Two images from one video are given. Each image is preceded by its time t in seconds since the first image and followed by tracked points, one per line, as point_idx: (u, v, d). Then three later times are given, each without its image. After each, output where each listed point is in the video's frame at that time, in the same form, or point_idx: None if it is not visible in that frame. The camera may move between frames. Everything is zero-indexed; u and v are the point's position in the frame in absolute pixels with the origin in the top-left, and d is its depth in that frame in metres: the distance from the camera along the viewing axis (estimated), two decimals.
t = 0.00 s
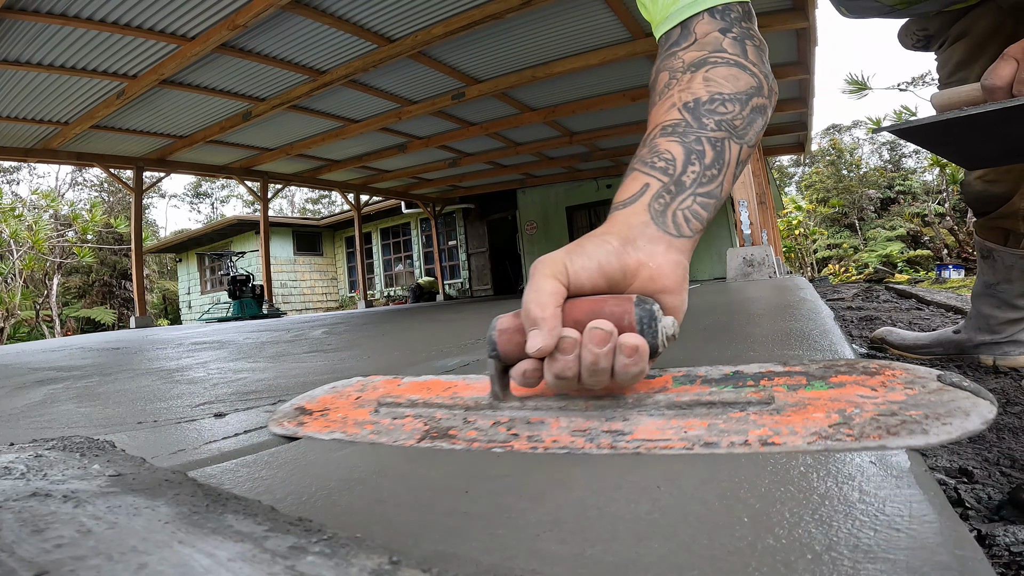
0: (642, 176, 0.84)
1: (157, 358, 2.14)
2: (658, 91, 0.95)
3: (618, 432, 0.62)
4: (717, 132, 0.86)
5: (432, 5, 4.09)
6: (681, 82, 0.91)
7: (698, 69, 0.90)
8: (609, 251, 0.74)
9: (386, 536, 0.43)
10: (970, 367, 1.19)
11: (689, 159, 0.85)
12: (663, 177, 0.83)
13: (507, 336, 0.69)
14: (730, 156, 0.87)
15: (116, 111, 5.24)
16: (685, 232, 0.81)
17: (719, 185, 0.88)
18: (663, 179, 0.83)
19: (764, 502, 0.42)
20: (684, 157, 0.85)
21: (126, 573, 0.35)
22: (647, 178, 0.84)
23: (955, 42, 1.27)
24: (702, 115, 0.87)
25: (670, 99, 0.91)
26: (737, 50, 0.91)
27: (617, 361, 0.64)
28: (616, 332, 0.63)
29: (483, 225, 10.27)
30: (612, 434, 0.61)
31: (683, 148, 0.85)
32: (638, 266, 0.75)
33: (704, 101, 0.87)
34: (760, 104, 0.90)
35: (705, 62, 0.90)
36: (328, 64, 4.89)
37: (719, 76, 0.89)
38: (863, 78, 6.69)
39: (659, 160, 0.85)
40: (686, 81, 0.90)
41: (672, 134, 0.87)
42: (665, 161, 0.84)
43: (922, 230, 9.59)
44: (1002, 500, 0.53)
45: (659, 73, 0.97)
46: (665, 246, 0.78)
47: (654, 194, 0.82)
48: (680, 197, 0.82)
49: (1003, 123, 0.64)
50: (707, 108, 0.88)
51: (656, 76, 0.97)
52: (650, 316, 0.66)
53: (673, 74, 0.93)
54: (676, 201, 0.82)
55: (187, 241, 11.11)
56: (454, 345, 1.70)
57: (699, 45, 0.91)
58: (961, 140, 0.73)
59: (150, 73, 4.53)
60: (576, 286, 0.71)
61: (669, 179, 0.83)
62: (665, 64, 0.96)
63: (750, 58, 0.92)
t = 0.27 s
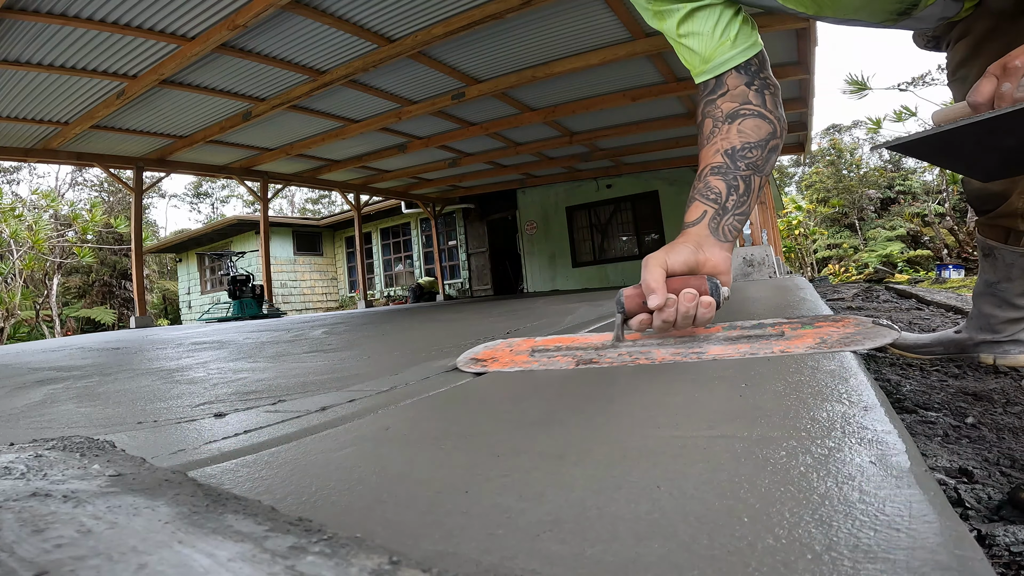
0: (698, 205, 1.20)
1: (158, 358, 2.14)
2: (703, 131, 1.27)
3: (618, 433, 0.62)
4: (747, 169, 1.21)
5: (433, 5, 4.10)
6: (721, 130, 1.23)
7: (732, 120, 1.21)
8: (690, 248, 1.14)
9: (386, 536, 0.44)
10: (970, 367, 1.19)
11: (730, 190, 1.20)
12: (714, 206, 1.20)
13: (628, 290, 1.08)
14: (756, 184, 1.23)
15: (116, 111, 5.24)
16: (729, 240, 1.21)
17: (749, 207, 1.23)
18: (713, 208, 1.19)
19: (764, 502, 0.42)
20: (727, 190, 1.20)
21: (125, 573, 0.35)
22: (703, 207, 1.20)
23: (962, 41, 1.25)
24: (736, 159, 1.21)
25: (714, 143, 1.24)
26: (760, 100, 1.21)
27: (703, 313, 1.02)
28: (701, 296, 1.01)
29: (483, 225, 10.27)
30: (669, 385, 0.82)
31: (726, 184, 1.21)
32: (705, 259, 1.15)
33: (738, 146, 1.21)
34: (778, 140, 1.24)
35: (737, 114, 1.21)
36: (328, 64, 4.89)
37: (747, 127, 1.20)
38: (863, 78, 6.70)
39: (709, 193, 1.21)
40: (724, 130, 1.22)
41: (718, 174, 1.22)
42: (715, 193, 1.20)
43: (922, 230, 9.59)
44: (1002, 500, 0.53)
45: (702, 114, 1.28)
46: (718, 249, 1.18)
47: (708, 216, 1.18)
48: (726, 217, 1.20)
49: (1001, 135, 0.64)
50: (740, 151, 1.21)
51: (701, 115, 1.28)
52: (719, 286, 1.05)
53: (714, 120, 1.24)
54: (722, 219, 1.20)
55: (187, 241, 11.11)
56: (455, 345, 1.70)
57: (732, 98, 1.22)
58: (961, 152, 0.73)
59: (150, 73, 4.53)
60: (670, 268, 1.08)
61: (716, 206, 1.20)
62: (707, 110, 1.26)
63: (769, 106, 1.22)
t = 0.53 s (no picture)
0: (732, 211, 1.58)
1: (157, 358, 2.14)
2: (740, 152, 1.63)
3: (620, 433, 0.62)
4: (772, 183, 1.57)
5: (433, 5, 4.10)
6: (752, 154, 1.59)
7: (761, 147, 1.57)
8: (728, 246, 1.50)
9: (386, 536, 0.43)
10: (969, 366, 1.19)
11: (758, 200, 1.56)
12: (745, 213, 1.57)
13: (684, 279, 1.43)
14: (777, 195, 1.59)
15: (116, 111, 5.24)
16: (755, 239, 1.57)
17: (772, 214, 1.60)
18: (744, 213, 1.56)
19: (764, 502, 0.42)
20: (754, 201, 1.57)
21: (125, 574, 0.35)
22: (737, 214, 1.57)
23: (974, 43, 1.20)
24: (763, 177, 1.58)
25: (746, 163, 1.61)
26: (783, 129, 1.56)
27: (737, 292, 1.37)
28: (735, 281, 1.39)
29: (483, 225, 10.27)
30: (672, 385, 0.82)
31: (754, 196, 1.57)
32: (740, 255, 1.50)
33: (765, 167, 1.57)
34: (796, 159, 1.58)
35: (764, 141, 1.57)
36: (328, 64, 4.89)
37: (770, 152, 1.56)
38: (863, 78, 6.69)
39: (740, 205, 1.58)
40: (755, 153, 1.58)
41: (750, 187, 1.58)
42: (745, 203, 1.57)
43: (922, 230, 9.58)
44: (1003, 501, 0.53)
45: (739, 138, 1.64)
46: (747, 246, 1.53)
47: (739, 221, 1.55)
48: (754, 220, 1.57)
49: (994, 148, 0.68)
50: (764, 171, 1.58)
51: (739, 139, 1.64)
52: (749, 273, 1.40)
53: (749, 145, 1.60)
54: (750, 224, 1.57)
55: (187, 241, 11.11)
56: (455, 345, 1.70)
57: (759, 129, 1.57)
58: (962, 164, 0.76)
59: (150, 73, 4.53)
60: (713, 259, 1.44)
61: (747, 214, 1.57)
62: (742, 134, 1.63)
63: (791, 133, 1.56)
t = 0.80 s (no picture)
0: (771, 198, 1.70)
1: (157, 358, 2.14)
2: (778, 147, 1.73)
3: (620, 433, 0.62)
4: (808, 177, 1.66)
5: (433, 5, 4.10)
6: (789, 151, 1.68)
7: (798, 146, 1.66)
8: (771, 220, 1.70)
9: (386, 536, 0.43)
10: (969, 366, 1.19)
11: (795, 191, 1.67)
12: (783, 202, 1.69)
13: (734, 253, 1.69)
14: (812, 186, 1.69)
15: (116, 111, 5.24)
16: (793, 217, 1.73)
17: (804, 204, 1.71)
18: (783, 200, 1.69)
19: (765, 502, 0.42)
20: (791, 193, 1.68)
21: (125, 573, 0.35)
22: (777, 202, 1.70)
23: (978, 49, 1.15)
24: (799, 172, 1.66)
25: (782, 159, 1.70)
26: (817, 127, 1.64)
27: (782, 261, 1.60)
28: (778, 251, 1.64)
29: (483, 225, 10.27)
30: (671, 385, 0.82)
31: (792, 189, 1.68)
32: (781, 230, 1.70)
33: (800, 164, 1.66)
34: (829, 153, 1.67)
35: (799, 141, 1.66)
36: (328, 64, 4.89)
37: (804, 149, 1.65)
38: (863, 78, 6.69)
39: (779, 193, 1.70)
40: (791, 150, 1.67)
41: (787, 180, 1.68)
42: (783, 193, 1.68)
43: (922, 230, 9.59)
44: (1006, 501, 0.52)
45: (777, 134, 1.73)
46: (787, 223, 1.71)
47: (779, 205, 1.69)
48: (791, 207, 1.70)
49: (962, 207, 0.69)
50: (800, 166, 1.66)
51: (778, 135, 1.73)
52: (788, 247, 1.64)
53: (785, 143, 1.70)
54: (788, 210, 1.71)
55: (187, 241, 11.11)
56: (455, 345, 1.70)
57: (795, 128, 1.66)
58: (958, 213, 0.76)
59: (150, 73, 4.53)
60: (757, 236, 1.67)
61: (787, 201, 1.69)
62: (780, 133, 1.71)
63: (825, 132, 1.64)
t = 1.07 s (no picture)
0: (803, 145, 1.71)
1: (157, 358, 2.14)
2: (796, 108, 1.79)
3: (619, 433, 0.62)
4: (834, 122, 1.70)
5: (433, 5, 4.10)
6: (810, 106, 1.74)
7: (817, 99, 1.73)
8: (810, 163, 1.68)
9: (386, 535, 0.43)
10: (970, 366, 1.19)
11: (826, 134, 1.69)
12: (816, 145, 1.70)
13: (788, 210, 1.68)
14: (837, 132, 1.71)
15: (116, 111, 5.24)
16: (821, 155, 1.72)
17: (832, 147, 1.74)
18: (817, 144, 1.69)
19: (764, 502, 0.42)
20: (823, 137, 1.70)
21: (126, 573, 0.35)
22: (810, 146, 1.71)
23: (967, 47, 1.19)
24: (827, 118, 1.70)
25: (803, 115, 1.75)
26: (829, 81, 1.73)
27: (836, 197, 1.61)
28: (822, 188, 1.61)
29: (483, 225, 10.27)
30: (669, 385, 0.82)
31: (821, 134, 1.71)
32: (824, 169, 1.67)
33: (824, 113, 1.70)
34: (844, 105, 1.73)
35: (818, 93, 1.72)
36: (328, 64, 4.89)
37: (824, 103, 1.72)
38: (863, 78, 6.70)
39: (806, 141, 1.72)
40: (812, 103, 1.73)
41: (814, 127, 1.71)
42: (814, 138, 1.70)
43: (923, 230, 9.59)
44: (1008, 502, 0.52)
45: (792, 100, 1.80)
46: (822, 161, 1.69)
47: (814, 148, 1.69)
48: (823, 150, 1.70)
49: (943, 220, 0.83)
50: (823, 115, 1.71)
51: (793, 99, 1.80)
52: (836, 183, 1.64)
53: (804, 99, 1.76)
54: (823, 152, 1.71)
55: (187, 242, 11.11)
56: (455, 345, 1.70)
57: (812, 84, 1.73)
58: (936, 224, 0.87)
59: (150, 73, 4.53)
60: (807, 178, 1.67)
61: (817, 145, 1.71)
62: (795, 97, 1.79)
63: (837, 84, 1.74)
